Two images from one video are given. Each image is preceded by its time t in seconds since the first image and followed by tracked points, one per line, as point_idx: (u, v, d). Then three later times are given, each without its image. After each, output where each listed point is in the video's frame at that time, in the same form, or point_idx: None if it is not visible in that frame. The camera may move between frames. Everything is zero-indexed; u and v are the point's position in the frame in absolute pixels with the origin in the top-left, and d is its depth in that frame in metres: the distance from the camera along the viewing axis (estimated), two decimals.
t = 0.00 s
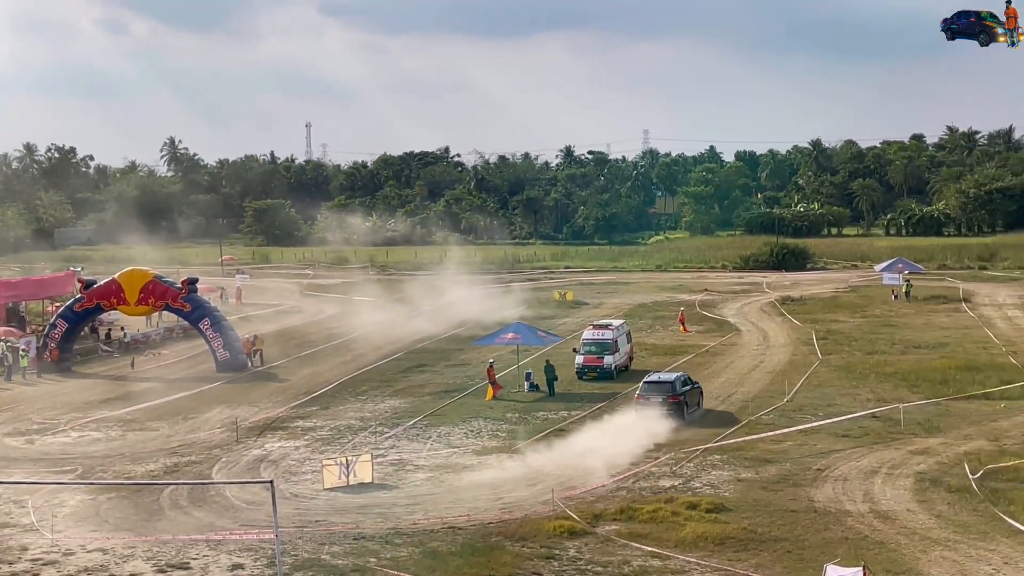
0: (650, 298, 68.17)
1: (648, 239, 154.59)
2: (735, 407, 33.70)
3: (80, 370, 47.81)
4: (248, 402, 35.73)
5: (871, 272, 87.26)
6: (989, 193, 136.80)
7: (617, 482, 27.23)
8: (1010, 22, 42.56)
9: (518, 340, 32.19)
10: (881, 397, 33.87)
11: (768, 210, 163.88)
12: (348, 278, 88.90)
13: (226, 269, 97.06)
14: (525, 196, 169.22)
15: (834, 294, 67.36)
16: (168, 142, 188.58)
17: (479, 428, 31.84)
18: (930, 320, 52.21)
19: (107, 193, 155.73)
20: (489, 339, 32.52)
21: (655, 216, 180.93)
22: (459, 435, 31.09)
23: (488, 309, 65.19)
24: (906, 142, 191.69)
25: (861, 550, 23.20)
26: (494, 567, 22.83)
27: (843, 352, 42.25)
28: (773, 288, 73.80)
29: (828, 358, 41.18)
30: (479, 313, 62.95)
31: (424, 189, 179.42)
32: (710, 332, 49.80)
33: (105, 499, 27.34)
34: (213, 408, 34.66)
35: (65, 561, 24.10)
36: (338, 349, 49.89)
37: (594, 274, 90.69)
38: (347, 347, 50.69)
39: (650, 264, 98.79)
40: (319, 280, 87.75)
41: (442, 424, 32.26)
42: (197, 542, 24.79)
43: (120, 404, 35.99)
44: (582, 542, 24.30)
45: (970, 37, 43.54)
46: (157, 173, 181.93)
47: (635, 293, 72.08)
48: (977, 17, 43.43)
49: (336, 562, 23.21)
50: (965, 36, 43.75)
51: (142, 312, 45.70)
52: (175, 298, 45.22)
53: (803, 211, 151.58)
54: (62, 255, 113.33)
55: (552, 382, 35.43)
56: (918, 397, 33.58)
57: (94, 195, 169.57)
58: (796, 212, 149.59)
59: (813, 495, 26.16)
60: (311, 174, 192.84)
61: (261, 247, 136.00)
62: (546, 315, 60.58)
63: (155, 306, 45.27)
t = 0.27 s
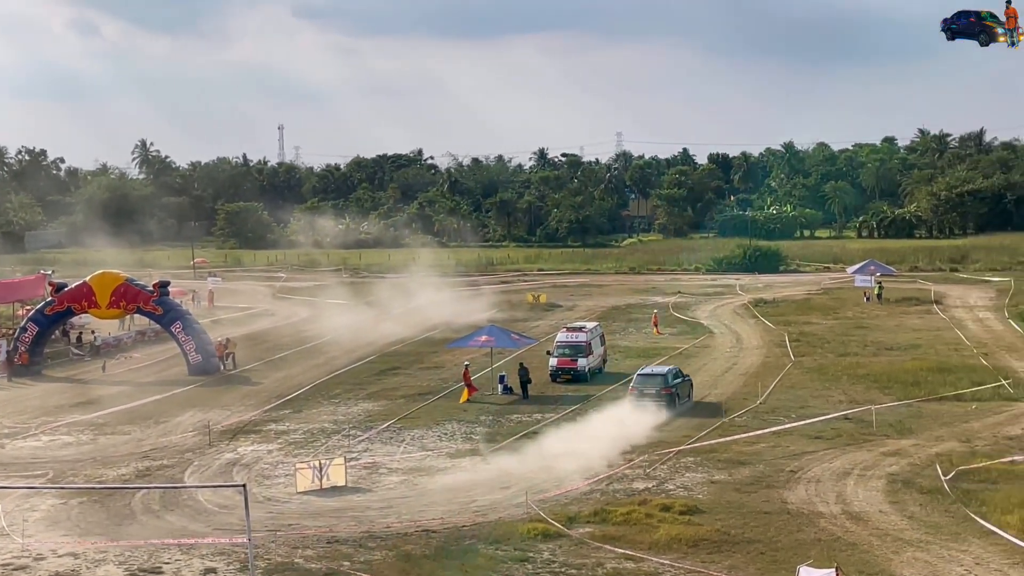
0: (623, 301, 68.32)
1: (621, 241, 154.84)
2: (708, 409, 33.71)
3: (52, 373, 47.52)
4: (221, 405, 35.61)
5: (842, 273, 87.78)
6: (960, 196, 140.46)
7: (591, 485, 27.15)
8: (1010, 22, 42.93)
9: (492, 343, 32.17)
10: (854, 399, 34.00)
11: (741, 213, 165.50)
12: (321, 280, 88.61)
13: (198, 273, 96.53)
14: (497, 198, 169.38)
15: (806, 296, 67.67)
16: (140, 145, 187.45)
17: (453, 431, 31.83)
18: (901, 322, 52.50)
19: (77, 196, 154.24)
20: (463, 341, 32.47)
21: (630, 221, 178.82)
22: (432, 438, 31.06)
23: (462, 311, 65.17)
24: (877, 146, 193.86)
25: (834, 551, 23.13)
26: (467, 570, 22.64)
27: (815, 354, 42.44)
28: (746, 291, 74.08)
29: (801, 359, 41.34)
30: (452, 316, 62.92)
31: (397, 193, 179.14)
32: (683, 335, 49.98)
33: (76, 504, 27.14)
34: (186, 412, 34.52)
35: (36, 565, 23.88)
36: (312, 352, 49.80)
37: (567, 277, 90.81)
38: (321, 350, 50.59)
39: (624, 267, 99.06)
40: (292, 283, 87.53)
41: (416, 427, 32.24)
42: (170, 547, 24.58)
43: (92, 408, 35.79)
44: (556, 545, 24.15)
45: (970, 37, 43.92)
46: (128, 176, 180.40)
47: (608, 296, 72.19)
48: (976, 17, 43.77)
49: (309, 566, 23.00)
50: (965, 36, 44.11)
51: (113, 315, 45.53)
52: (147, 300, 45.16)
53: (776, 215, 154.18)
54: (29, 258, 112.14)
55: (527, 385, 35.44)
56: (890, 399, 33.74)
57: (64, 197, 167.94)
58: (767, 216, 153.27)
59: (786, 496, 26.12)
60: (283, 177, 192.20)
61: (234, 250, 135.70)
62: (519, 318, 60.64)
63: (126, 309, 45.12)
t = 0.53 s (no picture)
0: (592, 300, 68.53)
1: (590, 240, 155.22)
2: (676, 408, 33.73)
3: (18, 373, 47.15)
4: (187, 405, 35.46)
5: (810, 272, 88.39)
6: (926, 194, 144.78)
7: (561, 484, 27.06)
8: (1008, 23, 46.88)
9: (461, 342, 32.24)
10: (821, 397, 34.19)
11: (709, 212, 166.98)
12: (289, 280, 88.28)
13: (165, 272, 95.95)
14: (465, 197, 169.60)
15: (774, 294, 68.03)
16: (107, 144, 185.81)
17: (421, 430, 31.83)
18: (868, 320, 52.88)
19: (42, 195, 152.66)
20: (431, 341, 32.45)
21: (598, 219, 180.12)
22: (400, 438, 31.05)
23: (431, 310, 65.16)
24: (844, 146, 196.72)
25: (802, 549, 23.08)
26: (436, 569, 22.45)
27: (783, 352, 42.65)
28: (714, 289, 74.51)
29: (769, 358, 41.55)
30: (421, 315, 62.93)
31: (366, 192, 178.92)
32: (651, 333, 50.19)
33: (42, 505, 26.96)
34: (152, 412, 34.38)
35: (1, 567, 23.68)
36: (280, 352, 49.67)
37: (536, 276, 90.97)
38: (288, 350, 50.45)
39: (593, 265, 99.39)
40: (261, 282, 87.16)
41: (384, 426, 32.20)
42: (137, 548, 24.41)
43: (58, 408, 35.55)
44: (525, 544, 23.98)
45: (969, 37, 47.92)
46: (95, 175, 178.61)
47: (577, 295, 72.38)
48: (976, 17, 47.76)
49: (277, 567, 22.78)
50: (965, 35, 48.07)
51: (79, 315, 45.31)
52: (114, 301, 45.07)
53: (743, 213, 156.62)
54: None
55: (495, 384, 35.45)
56: (857, 397, 33.94)
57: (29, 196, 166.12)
58: (735, 214, 155.00)
59: (755, 494, 26.06)
60: (251, 176, 191.53)
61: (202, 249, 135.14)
62: (488, 317, 60.71)
63: (92, 310, 44.95)
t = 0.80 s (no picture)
0: (560, 297, 68.54)
1: (559, 237, 155.41)
2: (644, 405, 33.80)
3: None
4: (154, 404, 35.30)
5: (777, 269, 88.63)
6: (892, 191, 144.69)
7: (529, 481, 26.99)
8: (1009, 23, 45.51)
9: (428, 340, 32.27)
10: (788, 393, 34.35)
11: (676, 209, 167.21)
12: (256, 277, 87.81)
13: (130, 270, 95.04)
14: (434, 194, 169.32)
15: (742, 292, 68.19)
16: (71, 141, 183.38)
17: (389, 428, 31.80)
18: (835, 317, 53.14)
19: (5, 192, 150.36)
20: (399, 338, 32.49)
21: (565, 217, 181.57)
22: (368, 436, 30.99)
23: (399, 308, 65.01)
24: (812, 145, 198.60)
25: (768, 545, 23.00)
26: (404, 567, 22.27)
27: (750, 349, 42.85)
28: (681, 286, 74.71)
29: (736, 355, 41.73)
30: (389, 313, 62.82)
31: (334, 189, 178.06)
32: (619, 331, 50.29)
33: (5, 505, 26.71)
34: (118, 411, 34.20)
35: None
36: (247, 351, 49.47)
37: (504, 273, 90.87)
38: (255, 348, 50.23)
39: (560, 262, 99.40)
40: (228, 280, 86.53)
41: (352, 425, 32.12)
42: (103, 547, 24.21)
43: (23, 408, 35.27)
44: (493, 540, 23.81)
45: (969, 38, 46.45)
46: (59, 172, 176.22)
47: (545, 292, 72.38)
48: (976, 17, 46.28)
49: (244, 565, 22.54)
50: (965, 36, 46.59)
51: (44, 313, 45.00)
52: (79, 299, 44.73)
53: (710, 210, 157.67)
54: None
55: (464, 382, 35.42)
56: (823, 393, 34.13)
57: None
58: (702, 211, 156.25)
59: (722, 490, 26.05)
60: (218, 174, 190.23)
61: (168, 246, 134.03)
62: (456, 314, 60.66)
63: (58, 308, 44.64)
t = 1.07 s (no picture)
0: (530, 295, 68.59)
1: (530, 236, 155.45)
2: (614, 403, 33.86)
3: None
4: (122, 404, 35.08)
5: (746, 267, 88.92)
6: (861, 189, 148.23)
7: (499, 480, 26.95)
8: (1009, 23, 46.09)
9: (399, 339, 32.82)
10: (757, 390, 34.52)
11: (647, 207, 167.37)
12: (225, 277, 87.25)
13: (96, 270, 94.09)
14: (404, 193, 168.86)
15: (711, 289, 68.36)
16: (39, 139, 181.19)
17: (358, 427, 31.76)
18: (804, 314, 53.36)
19: None
20: (370, 338, 33.01)
21: (535, 216, 181.25)
22: (338, 435, 30.92)
23: (370, 307, 64.83)
24: (781, 143, 200.30)
25: (738, 542, 22.94)
26: (374, 566, 22.10)
27: (720, 347, 43.04)
28: (651, 284, 74.93)
29: (706, 352, 41.89)
30: (360, 312, 62.67)
31: (304, 188, 177.10)
32: (589, 329, 50.44)
33: None
34: (86, 411, 33.96)
35: None
36: (216, 350, 49.22)
37: (475, 271, 90.77)
38: (223, 347, 49.97)
39: (531, 261, 99.43)
40: (197, 279, 85.90)
41: (321, 424, 32.05)
42: (71, 548, 23.98)
43: None
44: (463, 539, 23.68)
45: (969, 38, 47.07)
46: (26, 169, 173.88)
47: (516, 290, 72.40)
48: (976, 17, 46.85)
49: (212, 565, 22.31)
50: (965, 36, 47.17)
51: (12, 313, 44.86)
52: (48, 300, 44.49)
53: (680, 208, 158.16)
54: None
55: (434, 380, 35.45)
56: (792, 391, 34.31)
57: None
58: (672, 209, 157.23)
59: (691, 488, 26.06)
60: (187, 172, 188.75)
61: (137, 245, 132.73)
62: (427, 313, 60.59)
63: (25, 308, 44.47)
